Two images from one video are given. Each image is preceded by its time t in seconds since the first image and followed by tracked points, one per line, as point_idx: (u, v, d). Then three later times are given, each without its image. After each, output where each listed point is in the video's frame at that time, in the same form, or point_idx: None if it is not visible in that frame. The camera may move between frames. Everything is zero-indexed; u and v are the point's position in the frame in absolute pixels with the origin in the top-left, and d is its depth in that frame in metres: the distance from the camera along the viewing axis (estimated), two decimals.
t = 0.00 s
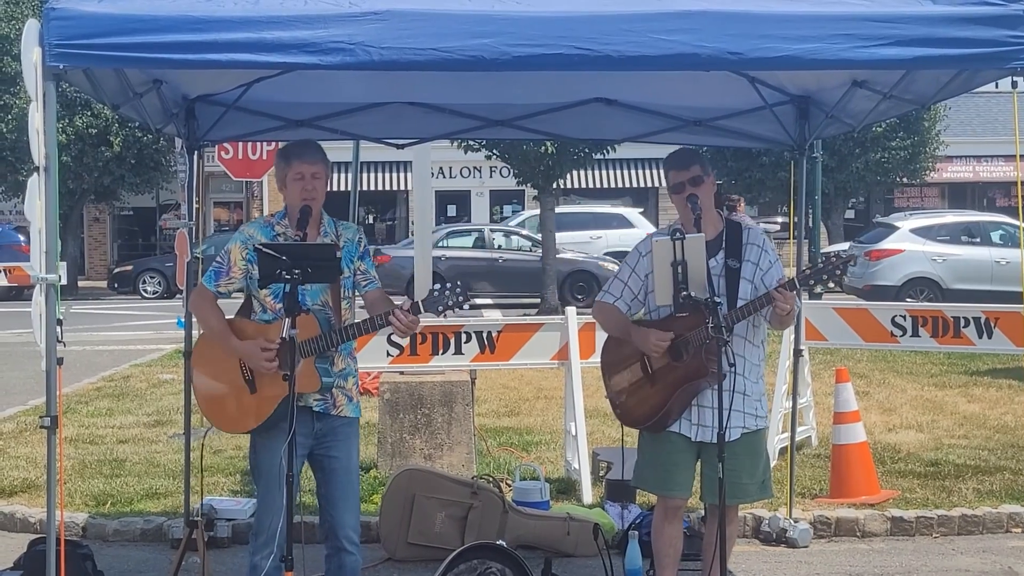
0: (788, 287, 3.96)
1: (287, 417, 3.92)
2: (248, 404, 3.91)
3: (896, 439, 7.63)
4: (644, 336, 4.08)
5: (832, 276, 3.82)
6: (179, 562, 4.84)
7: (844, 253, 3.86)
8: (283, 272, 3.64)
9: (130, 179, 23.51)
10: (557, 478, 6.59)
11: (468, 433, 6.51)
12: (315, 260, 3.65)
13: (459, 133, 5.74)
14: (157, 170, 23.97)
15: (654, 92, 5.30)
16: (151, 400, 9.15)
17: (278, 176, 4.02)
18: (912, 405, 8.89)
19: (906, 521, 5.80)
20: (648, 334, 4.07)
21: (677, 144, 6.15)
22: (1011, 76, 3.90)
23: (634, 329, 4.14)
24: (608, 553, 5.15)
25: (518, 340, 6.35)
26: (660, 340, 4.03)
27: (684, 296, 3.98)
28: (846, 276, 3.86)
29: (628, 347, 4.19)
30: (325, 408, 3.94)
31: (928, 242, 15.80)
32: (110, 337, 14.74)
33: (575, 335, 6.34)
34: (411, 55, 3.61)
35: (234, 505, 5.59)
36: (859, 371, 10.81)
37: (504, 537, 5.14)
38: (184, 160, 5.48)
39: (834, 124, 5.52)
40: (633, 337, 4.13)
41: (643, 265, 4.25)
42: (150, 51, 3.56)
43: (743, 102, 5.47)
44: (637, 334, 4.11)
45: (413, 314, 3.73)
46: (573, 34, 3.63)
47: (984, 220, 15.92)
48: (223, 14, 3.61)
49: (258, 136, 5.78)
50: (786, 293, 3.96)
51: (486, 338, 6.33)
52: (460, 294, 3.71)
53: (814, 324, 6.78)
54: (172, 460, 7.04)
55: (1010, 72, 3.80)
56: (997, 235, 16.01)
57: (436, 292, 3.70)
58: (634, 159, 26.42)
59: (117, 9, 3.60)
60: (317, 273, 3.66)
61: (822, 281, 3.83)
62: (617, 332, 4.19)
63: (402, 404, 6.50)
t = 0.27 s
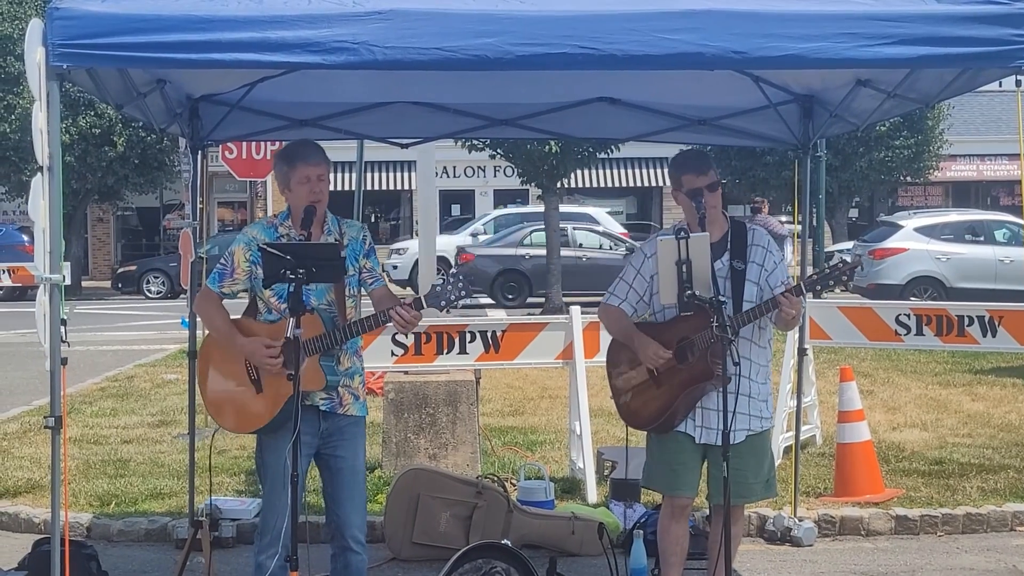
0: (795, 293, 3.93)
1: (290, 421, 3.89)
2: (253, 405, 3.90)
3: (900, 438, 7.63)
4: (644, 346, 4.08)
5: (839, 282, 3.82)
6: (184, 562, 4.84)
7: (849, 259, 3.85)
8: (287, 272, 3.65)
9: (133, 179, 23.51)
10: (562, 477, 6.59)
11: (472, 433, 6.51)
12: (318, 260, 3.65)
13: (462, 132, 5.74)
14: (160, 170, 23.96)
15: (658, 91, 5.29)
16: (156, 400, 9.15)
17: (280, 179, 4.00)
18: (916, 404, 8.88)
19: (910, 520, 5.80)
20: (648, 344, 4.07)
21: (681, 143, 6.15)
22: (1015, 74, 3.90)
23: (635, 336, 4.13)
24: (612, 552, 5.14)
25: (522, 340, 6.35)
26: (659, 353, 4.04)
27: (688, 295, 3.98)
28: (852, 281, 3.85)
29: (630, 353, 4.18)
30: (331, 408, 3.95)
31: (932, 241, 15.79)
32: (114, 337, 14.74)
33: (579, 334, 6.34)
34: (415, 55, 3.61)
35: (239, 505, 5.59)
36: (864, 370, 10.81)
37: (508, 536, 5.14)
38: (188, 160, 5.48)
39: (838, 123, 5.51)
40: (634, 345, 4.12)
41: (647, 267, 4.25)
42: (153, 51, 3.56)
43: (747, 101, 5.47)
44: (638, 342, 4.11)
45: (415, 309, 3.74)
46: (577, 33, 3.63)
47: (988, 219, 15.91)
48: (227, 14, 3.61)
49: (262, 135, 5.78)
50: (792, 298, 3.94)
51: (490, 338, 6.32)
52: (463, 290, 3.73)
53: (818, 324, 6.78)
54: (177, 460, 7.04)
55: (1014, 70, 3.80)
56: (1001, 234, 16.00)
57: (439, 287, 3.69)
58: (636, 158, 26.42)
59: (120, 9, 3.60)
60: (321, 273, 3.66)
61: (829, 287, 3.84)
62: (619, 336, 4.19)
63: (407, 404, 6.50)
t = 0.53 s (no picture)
0: (793, 293, 3.91)
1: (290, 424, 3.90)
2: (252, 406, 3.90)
3: (900, 436, 7.64)
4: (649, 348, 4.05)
5: (839, 282, 3.84)
6: (184, 563, 4.84)
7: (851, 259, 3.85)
8: (287, 273, 3.64)
9: (132, 180, 23.50)
10: (562, 477, 6.59)
11: (472, 433, 6.50)
12: (318, 260, 3.64)
13: (461, 132, 5.74)
14: (159, 170, 23.94)
15: (657, 90, 5.29)
16: (156, 401, 9.15)
17: (279, 181, 4.00)
18: (916, 402, 8.89)
19: (911, 518, 5.80)
20: (652, 347, 4.04)
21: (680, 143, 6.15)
22: (1014, 73, 3.90)
23: (639, 335, 4.12)
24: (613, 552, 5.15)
25: (522, 339, 6.35)
26: (664, 356, 4.02)
27: (687, 295, 3.98)
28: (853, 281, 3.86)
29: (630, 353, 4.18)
30: (331, 409, 3.95)
31: (933, 239, 15.80)
32: (114, 338, 14.74)
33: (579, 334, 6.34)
34: (414, 55, 3.60)
35: (239, 505, 5.59)
36: (864, 368, 10.82)
37: (509, 536, 5.14)
38: (187, 161, 5.48)
39: (837, 122, 5.51)
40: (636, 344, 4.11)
41: (647, 269, 4.23)
42: (152, 52, 3.55)
43: (746, 100, 5.47)
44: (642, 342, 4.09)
45: (416, 307, 3.73)
46: (576, 33, 3.63)
47: (988, 217, 15.93)
48: (225, 15, 3.61)
49: (261, 136, 5.78)
50: (787, 300, 3.92)
51: (490, 338, 6.32)
52: (460, 288, 3.70)
53: (819, 323, 6.79)
54: (177, 461, 7.04)
55: (1013, 69, 3.80)
56: (1001, 232, 16.01)
57: (437, 284, 3.68)
58: (635, 157, 26.42)
59: (119, 10, 3.60)
60: (321, 274, 3.66)
61: (830, 286, 3.86)
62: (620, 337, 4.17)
63: (407, 404, 6.50)
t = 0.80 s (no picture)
0: (787, 294, 3.92)
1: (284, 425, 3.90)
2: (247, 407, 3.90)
3: (895, 436, 7.65)
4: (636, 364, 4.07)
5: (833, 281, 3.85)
6: (179, 564, 4.84)
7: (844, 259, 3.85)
8: (280, 274, 3.64)
9: (127, 180, 23.45)
10: (557, 477, 6.59)
11: (467, 433, 6.50)
12: (313, 261, 3.64)
13: (455, 132, 5.74)
14: (153, 170, 23.89)
15: (652, 90, 5.29)
16: (151, 402, 9.13)
17: (274, 181, 4.00)
18: (911, 401, 8.90)
19: (905, 517, 5.81)
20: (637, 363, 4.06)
21: (674, 142, 6.16)
22: (1007, 73, 3.91)
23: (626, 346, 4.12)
24: (608, 552, 5.15)
25: (517, 339, 6.35)
26: (647, 373, 4.04)
27: (681, 295, 3.99)
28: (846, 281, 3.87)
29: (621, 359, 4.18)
30: (324, 412, 3.94)
31: (927, 239, 15.83)
32: (109, 338, 14.71)
33: (574, 334, 6.34)
34: (408, 56, 3.60)
35: (234, 507, 5.63)
36: (859, 367, 10.84)
37: (503, 537, 5.14)
38: (181, 161, 5.47)
39: (831, 122, 5.52)
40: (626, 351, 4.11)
41: (641, 273, 4.21)
42: (145, 52, 3.54)
43: (740, 100, 5.47)
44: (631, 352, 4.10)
45: (410, 310, 3.73)
46: (570, 34, 3.63)
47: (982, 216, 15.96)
48: (219, 15, 3.60)
49: (255, 136, 5.77)
50: (782, 300, 3.92)
51: (485, 338, 6.33)
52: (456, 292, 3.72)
53: (814, 323, 6.76)
54: (172, 462, 7.03)
55: (1006, 69, 3.80)
56: (995, 231, 16.05)
57: (433, 288, 3.68)
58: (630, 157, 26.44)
59: (112, 11, 3.59)
60: (314, 274, 3.65)
61: (824, 286, 3.87)
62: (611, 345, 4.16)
63: (402, 404, 6.49)
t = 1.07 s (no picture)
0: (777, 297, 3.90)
1: (279, 423, 3.89)
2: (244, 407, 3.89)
3: (891, 436, 7.65)
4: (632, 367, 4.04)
5: (824, 282, 3.84)
6: (174, 564, 4.84)
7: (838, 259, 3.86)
8: (277, 273, 3.64)
9: (125, 180, 23.44)
10: (553, 477, 6.59)
11: (464, 433, 6.50)
12: (308, 261, 3.64)
13: (452, 132, 5.74)
14: (152, 170, 23.88)
15: (648, 91, 5.29)
16: (147, 402, 9.13)
17: (276, 181, 3.99)
18: (907, 402, 8.91)
19: (902, 518, 5.80)
20: (635, 364, 4.04)
21: (671, 143, 6.16)
22: (1004, 74, 3.90)
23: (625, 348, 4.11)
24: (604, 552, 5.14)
25: (513, 339, 6.35)
26: (646, 374, 4.02)
27: (679, 296, 3.96)
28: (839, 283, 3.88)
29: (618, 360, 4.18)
30: (319, 411, 3.94)
31: (924, 239, 15.84)
32: (106, 338, 14.71)
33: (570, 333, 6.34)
34: (404, 56, 3.60)
35: (230, 506, 5.61)
36: (855, 368, 10.84)
37: (500, 537, 5.14)
38: (178, 161, 5.46)
39: (827, 123, 5.52)
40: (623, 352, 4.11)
41: (634, 275, 4.23)
42: (142, 53, 3.54)
43: (736, 100, 5.47)
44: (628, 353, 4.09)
45: (408, 312, 3.73)
46: (567, 34, 3.63)
47: (979, 217, 15.95)
48: (216, 15, 3.60)
49: (252, 135, 5.76)
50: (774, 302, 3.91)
51: (481, 338, 6.32)
52: (453, 293, 3.71)
53: (811, 324, 6.74)
54: (168, 461, 7.03)
55: (1003, 70, 3.80)
56: (992, 232, 16.05)
57: (429, 291, 3.68)
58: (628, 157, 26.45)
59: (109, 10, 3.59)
60: (311, 275, 3.65)
61: (814, 288, 3.85)
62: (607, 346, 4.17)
63: (398, 405, 6.50)
